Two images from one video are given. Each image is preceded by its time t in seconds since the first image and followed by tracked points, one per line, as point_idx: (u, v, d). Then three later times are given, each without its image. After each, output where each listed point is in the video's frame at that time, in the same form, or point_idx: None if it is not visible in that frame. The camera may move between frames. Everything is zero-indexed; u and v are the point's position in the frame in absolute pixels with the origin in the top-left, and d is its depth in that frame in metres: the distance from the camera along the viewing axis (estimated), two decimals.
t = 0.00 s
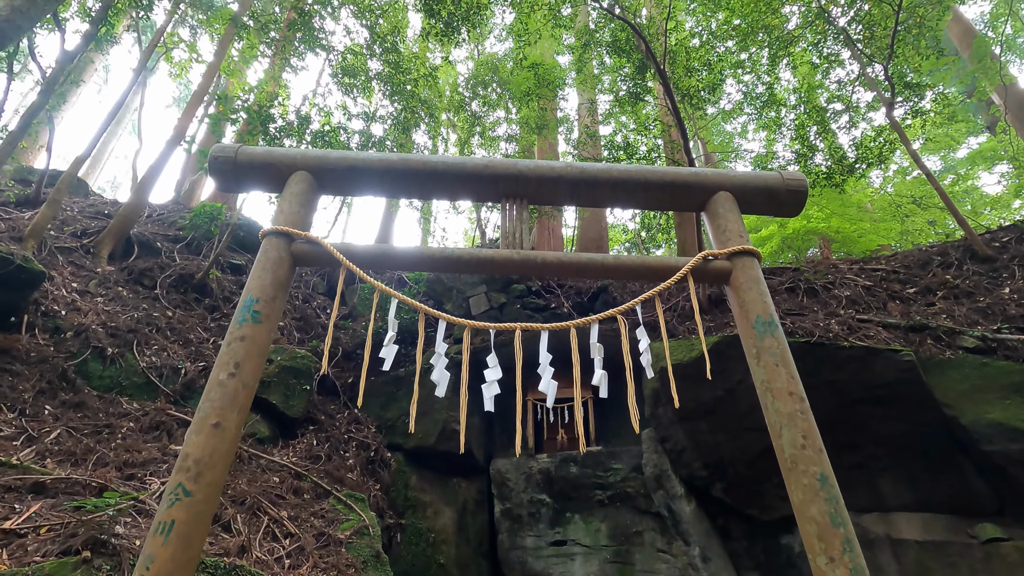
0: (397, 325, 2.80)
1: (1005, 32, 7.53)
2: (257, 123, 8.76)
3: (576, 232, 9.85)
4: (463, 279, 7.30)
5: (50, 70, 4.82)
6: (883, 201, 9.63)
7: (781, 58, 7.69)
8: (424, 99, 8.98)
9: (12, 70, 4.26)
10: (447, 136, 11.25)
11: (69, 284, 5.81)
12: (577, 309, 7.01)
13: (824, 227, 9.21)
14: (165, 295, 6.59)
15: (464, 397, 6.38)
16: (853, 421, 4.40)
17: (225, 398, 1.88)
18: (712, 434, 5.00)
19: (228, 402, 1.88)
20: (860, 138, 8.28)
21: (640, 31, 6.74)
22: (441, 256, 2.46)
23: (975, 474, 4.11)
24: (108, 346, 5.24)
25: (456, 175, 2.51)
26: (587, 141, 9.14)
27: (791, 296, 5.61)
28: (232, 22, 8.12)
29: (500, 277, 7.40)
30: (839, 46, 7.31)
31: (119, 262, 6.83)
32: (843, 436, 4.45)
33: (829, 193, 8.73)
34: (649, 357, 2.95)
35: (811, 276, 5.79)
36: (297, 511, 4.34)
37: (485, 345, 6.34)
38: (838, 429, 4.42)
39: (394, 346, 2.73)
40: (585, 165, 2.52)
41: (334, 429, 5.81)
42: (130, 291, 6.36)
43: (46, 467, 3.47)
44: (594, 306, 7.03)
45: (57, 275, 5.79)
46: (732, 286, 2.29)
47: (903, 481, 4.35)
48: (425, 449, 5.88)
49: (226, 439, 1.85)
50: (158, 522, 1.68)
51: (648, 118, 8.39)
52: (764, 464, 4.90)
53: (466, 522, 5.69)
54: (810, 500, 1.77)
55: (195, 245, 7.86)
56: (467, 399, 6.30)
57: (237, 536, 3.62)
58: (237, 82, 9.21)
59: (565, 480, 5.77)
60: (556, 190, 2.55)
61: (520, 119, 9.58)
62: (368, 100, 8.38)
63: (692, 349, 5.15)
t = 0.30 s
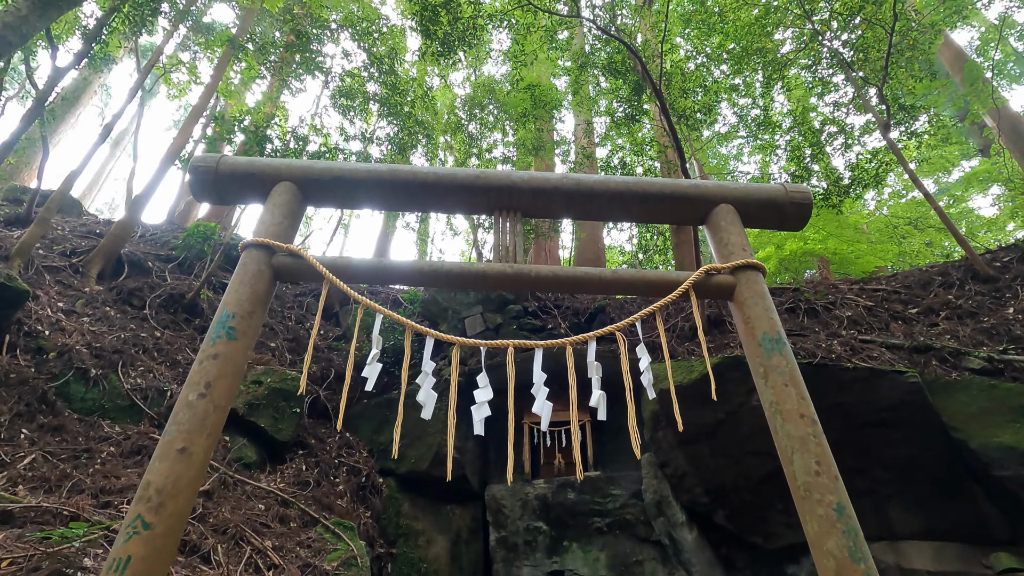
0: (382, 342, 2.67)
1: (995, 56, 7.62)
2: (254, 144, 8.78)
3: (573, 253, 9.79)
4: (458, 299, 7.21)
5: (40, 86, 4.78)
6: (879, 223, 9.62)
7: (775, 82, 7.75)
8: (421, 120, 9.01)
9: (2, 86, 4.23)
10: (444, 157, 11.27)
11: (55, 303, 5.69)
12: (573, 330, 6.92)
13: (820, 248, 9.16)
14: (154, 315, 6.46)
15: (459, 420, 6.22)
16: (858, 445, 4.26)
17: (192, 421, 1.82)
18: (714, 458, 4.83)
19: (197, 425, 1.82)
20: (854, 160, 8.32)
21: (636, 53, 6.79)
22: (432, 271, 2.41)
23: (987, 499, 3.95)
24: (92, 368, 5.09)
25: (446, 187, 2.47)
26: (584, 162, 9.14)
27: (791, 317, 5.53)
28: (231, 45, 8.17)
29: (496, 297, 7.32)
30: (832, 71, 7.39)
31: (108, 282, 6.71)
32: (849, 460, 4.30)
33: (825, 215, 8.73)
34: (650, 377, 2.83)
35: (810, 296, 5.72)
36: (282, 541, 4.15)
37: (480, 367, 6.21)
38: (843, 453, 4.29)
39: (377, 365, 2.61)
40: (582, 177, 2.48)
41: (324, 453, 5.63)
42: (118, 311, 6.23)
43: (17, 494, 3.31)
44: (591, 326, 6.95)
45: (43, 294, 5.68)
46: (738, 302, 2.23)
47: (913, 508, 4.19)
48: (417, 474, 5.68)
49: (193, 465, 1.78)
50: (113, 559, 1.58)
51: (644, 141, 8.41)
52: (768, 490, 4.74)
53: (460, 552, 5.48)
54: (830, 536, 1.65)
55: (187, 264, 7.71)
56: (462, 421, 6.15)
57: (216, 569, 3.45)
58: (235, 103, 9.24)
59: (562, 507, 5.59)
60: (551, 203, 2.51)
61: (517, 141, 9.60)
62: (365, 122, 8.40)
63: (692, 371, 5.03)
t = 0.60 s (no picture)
0: (369, 366, 2.58)
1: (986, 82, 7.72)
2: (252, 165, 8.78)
3: (570, 274, 9.72)
4: (454, 321, 7.11)
5: (34, 104, 4.75)
6: (877, 246, 9.61)
7: (769, 106, 7.81)
8: (419, 142, 9.03)
9: None
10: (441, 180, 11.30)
11: (41, 325, 5.58)
12: (570, 352, 6.82)
13: (818, 271, 9.13)
14: (144, 336, 6.35)
15: (454, 445, 6.06)
16: (863, 471, 4.14)
17: (162, 450, 1.76)
18: (715, 485, 4.69)
19: (166, 455, 1.76)
20: (850, 184, 8.35)
21: (632, 76, 6.83)
22: (423, 290, 2.34)
23: (998, 528, 3.82)
24: (77, 391, 4.96)
25: (438, 205, 2.42)
26: (581, 185, 9.15)
27: (791, 339, 5.45)
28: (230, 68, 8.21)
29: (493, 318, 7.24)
30: (826, 96, 7.46)
31: (97, 302, 6.60)
32: (855, 487, 4.17)
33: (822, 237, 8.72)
34: (649, 402, 2.73)
35: (811, 318, 5.66)
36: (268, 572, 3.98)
37: (475, 390, 6.09)
38: (848, 479, 4.16)
39: (363, 391, 2.51)
40: (579, 195, 2.44)
41: (315, 479, 5.45)
42: (107, 332, 6.11)
43: None
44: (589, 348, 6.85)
45: (30, 315, 5.57)
46: (740, 322, 2.17)
47: (923, 537, 4.04)
48: (410, 501, 5.50)
49: (160, 497, 1.71)
50: None
51: (640, 164, 8.43)
52: (771, 518, 4.59)
53: None
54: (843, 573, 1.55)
55: (179, 285, 7.59)
56: (457, 446, 6.00)
57: None
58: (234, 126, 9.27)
59: (560, 536, 5.42)
60: (548, 221, 2.46)
61: (514, 164, 9.62)
62: (362, 145, 8.42)
63: (692, 395, 4.92)
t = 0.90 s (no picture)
0: (361, 390, 2.50)
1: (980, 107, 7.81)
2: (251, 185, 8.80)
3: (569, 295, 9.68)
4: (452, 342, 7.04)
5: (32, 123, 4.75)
6: (876, 267, 9.59)
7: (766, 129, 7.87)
8: (418, 163, 9.07)
9: None
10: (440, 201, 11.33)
11: (32, 345, 5.50)
12: (569, 374, 6.73)
13: (817, 292, 9.09)
14: (137, 357, 6.26)
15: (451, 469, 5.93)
16: (869, 497, 4.04)
17: (142, 478, 1.69)
18: (717, 511, 4.57)
19: (145, 484, 1.68)
20: (847, 206, 8.38)
21: (629, 98, 6.88)
22: (421, 311, 2.29)
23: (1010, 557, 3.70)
24: (65, 413, 4.85)
25: (437, 224, 2.39)
26: (579, 206, 9.16)
27: (793, 361, 5.39)
28: (231, 90, 8.28)
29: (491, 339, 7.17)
30: (821, 119, 7.53)
31: (90, 322, 6.52)
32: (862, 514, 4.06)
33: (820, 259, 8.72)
34: (653, 426, 2.65)
35: (812, 340, 5.61)
36: None
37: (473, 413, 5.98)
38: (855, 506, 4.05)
39: (354, 415, 2.43)
40: (579, 214, 2.41)
41: (307, 505, 5.30)
42: (99, 353, 6.02)
43: None
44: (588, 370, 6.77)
45: (21, 335, 5.49)
46: (746, 344, 2.12)
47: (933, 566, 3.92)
48: (405, 527, 5.35)
49: (138, 529, 1.63)
50: None
51: (638, 185, 8.45)
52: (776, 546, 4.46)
53: None
54: None
55: (174, 305, 7.52)
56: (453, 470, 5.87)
57: None
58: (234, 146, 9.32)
59: (558, 564, 5.26)
60: (548, 240, 2.43)
61: (513, 185, 9.65)
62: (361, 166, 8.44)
63: (693, 418, 4.83)
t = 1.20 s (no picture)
0: (360, 411, 2.45)
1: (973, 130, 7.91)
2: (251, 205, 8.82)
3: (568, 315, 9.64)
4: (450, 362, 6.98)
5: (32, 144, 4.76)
6: (875, 288, 9.59)
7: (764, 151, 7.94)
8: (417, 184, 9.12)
9: None
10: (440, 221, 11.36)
11: (26, 365, 5.43)
12: (569, 396, 6.66)
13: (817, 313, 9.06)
14: (132, 377, 6.18)
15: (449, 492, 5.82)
16: (876, 522, 3.95)
17: (129, 503, 1.63)
18: (721, 536, 4.47)
19: (133, 508, 1.63)
20: (845, 227, 8.41)
21: (628, 119, 6.95)
22: (421, 330, 2.26)
23: None
24: (57, 434, 4.77)
25: (438, 243, 2.38)
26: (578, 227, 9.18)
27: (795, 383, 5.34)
28: (233, 111, 8.36)
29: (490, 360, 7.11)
30: (817, 141, 7.61)
31: (85, 341, 6.46)
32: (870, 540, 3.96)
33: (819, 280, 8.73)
34: (658, 449, 2.59)
35: (813, 361, 5.57)
36: None
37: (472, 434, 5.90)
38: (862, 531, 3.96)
39: (352, 437, 2.37)
40: (581, 233, 2.40)
41: (302, 530, 5.18)
42: (93, 373, 5.95)
43: None
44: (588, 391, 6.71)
45: (14, 355, 5.42)
46: (752, 365, 2.09)
47: None
48: (402, 553, 5.21)
49: (124, 556, 1.57)
50: None
51: (637, 207, 8.49)
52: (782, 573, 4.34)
53: None
54: None
55: (171, 325, 7.47)
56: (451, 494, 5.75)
57: None
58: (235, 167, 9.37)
59: None
60: (550, 259, 2.41)
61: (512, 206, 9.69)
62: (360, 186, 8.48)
63: (695, 441, 4.76)
